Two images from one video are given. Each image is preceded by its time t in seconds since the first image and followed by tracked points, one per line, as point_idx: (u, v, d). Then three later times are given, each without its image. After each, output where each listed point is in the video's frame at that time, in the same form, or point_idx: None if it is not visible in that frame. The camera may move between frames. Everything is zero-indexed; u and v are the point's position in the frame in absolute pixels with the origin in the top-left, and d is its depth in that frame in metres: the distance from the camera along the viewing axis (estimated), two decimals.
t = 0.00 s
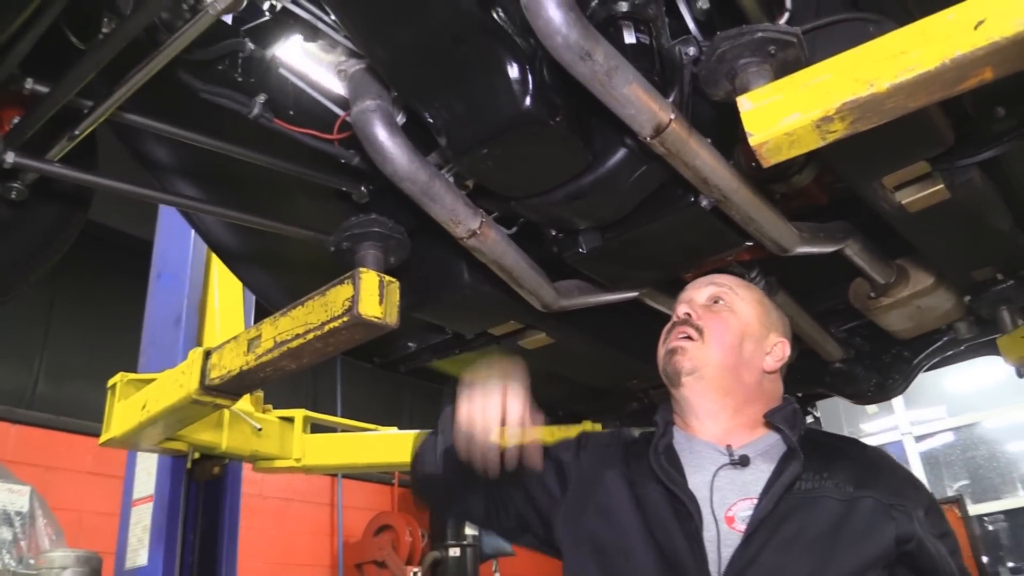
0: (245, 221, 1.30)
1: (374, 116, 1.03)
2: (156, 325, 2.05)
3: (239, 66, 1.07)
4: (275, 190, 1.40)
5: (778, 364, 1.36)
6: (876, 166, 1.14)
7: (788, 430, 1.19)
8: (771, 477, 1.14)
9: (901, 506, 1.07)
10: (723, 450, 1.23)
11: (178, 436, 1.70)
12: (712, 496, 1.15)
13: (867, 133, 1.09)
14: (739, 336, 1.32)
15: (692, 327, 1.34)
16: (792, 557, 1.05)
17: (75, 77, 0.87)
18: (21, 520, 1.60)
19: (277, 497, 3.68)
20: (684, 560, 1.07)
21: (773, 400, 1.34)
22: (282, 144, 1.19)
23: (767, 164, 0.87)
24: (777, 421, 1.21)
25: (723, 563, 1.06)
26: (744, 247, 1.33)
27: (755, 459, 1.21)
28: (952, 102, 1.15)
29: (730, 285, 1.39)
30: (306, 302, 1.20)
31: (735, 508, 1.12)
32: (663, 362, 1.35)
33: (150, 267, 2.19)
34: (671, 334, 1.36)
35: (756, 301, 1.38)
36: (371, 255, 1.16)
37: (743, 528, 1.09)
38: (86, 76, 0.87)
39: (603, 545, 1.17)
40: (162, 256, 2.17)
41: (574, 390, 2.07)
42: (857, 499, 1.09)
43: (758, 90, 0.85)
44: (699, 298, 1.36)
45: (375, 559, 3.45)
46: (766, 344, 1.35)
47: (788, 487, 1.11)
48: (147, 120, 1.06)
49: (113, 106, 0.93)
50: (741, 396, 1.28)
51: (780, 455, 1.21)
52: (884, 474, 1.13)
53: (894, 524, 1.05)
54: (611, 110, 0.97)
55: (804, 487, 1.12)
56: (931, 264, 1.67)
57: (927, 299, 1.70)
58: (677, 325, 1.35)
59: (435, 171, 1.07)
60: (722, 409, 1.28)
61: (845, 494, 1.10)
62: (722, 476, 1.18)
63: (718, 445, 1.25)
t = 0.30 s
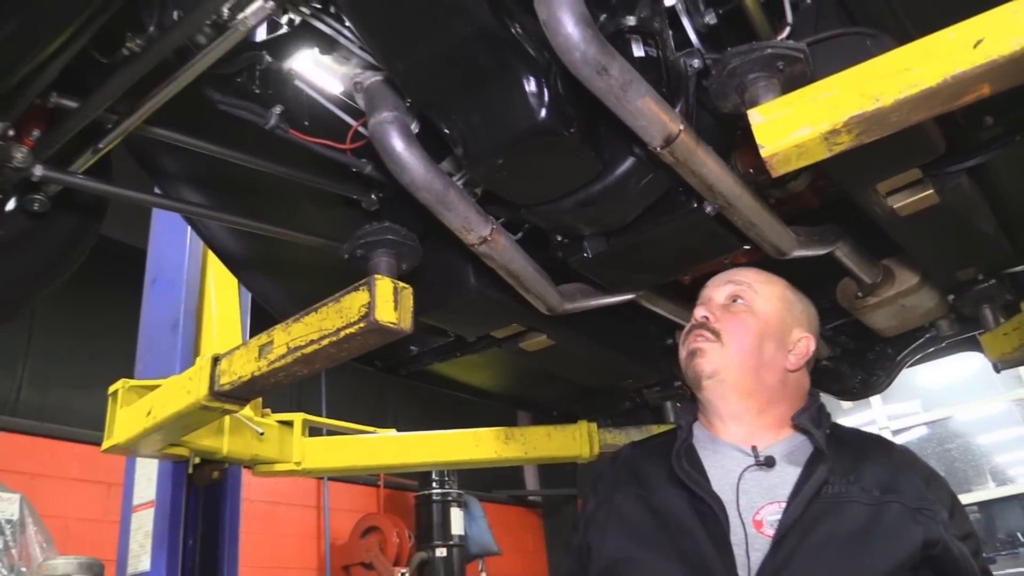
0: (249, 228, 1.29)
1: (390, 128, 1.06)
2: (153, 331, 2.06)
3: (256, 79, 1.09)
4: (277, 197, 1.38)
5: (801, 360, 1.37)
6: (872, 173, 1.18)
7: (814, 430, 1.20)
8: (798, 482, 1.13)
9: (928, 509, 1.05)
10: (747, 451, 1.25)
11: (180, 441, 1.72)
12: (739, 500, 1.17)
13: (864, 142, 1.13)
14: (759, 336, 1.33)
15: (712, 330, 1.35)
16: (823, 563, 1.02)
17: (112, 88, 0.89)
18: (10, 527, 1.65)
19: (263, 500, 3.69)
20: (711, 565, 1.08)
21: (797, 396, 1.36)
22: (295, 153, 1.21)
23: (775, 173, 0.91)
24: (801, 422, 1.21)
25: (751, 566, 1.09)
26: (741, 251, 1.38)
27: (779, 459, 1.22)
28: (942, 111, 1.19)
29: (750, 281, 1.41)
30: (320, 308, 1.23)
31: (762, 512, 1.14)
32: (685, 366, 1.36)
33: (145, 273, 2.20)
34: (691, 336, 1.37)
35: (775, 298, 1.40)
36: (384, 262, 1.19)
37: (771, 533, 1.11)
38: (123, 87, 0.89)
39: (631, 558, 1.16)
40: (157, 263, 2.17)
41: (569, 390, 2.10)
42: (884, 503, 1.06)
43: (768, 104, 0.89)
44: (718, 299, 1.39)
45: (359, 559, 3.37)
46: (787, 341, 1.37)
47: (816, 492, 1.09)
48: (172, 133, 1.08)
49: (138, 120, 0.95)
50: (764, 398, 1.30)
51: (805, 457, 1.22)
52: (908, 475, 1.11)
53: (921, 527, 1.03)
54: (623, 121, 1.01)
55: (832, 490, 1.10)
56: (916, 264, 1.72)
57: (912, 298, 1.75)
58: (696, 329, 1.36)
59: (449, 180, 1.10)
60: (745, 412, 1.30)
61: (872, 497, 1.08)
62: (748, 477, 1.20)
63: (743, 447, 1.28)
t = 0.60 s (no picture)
0: (265, 229, 1.28)
1: (420, 139, 1.09)
2: (166, 329, 2.09)
3: (290, 88, 1.14)
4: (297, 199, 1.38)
5: (811, 366, 1.38)
6: (881, 189, 1.22)
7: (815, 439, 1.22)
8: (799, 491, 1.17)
9: (931, 517, 1.06)
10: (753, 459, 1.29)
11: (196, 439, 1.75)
12: (741, 509, 1.21)
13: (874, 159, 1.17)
14: (769, 344, 1.34)
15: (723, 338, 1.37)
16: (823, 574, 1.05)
17: (156, 101, 0.92)
18: (16, 521, 1.73)
19: (261, 496, 3.72)
20: (711, 567, 1.14)
21: (807, 404, 1.37)
22: (321, 161, 1.24)
23: (794, 190, 0.95)
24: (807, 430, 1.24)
25: None
26: (751, 260, 1.42)
27: (784, 467, 1.25)
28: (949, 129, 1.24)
29: (762, 287, 1.42)
30: (344, 311, 1.26)
31: (764, 521, 1.17)
32: (697, 373, 1.38)
33: (157, 271, 2.23)
34: (703, 343, 1.39)
35: (787, 305, 1.41)
36: (408, 267, 1.23)
37: (772, 542, 1.15)
38: (167, 101, 0.92)
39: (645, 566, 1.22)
40: (169, 261, 2.20)
41: (575, 391, 2.15)
42: (887, 513, 1.08)
43: (789, 124, 0.93)
44: (730, 305, 1.40)
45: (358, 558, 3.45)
46: (799, 348, 1.38)
47: (820, 500, 1.12)
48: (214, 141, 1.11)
49: (175, 134, 0.98)
50: (773, 406, 1.31)
51: (809, 467, 1.23)
52: (916, 481, 1.12)
53: (922, 536, 1.05)
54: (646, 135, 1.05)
55: (834, 499, 1.12)
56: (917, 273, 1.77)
57: (912, 306, 1.79)
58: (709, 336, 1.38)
59: (475, 190, 1.14)
60: (753, 420, 1.32)
61: (875, 506, 1.10)
62: (752, 485, 1.23)
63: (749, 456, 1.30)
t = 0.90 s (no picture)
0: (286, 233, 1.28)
1: (445, 149, 1.12)
2: (178, 326, 2.12)
3: (319, 97, 1.18)
4: (317, 201, 1.39)
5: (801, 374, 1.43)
6: (888, 201, 1.26)
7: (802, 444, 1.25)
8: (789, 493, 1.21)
9: (916, 514, 1.09)
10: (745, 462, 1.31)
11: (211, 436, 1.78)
12: (735, 515, 1.22)
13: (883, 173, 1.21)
14: (770, 345, 1.38)
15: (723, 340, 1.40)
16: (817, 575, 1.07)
17: (194, 114, 0.95)
18: (23, 514, 1.77)
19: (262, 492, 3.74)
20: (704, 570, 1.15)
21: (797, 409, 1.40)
22: (345, 167, 1.26)
23: (809, 205, 0.98)
24: (790, 435, 1.27)
25: None
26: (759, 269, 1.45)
27: (774, 472, 1.27)
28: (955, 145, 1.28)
29: (759, 294, 1.46)
30: (366, 314, 1.29)
31: (757, 526, 1.19)
32: (696, 373, 1.39)
33: (169, 268, 2.26)
34: (703, 346, 1.41)
35: (781, 313, 1.45)
36: (430, 272, 1.26)
37: (766, 547, 1.17)
38: (205, 113, 0.96)
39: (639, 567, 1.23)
40: (181, 259, 2.24)
41: (580, 393, 2.18)
42: (873, 511, 1.11)
43: (806, 142, 0.97)
44: (729, 308, 1.44)
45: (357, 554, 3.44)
46: (792, 354, 1.42)
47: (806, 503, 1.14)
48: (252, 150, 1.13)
49: (211, 143, 1.02)
50: (769, 408, 1.34)
51: (798, 470, 1.26)
52: (901, 479, 1.14)
53: (908, 534, 1.07)
54: (665, 148, 1.09)
55: (823, 501, 1.15)
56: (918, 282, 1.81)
57: (913, 313, 1.83)
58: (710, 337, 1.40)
59: (497, 198, 1.17)
60: (747, 421, 1.34)
61: (862, 506, 1.12)
62: (745, 490, 1.25)
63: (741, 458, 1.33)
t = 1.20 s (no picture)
0: (305, 236, 1.32)
1: (462, 160, 1.14)
2: (187, 321, 2.15)
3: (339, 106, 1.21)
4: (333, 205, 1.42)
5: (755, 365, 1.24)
6: (890, 217, 1.30)
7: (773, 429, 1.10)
8: (759, 478, 1.06)
9: (879, 502, 1.02)
10: (709, 453, 1.11)
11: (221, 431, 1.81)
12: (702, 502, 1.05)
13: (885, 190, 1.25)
14: (716, 335, 1.18)
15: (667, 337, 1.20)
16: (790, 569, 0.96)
17: (224, 123, 1.00)
18: (27, 504, 1.78)
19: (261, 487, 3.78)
20: (682, 568, 0.98)
21: (755, 403, 1.20)
22: (362, 173, 1.29)
23: (814, 221, 1.02)
24: (758, 426, 1.14)
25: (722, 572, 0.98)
26: (760, 278, 1.48)
27: (741, 462, 1.10)
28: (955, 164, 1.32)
29: (697, 288, 1.26)
30: (380, 316, 1.33)
31: (728, 513, 1.03)
32: (644, 376, 1.20)
33: (180, 264, 2.29)
34: (645, 342, 1.22)
35: (726, 301, 1.25)
36: (442, 277, 1.30)
37: (740, 534, 1.01)
38: (234, 123, 1.01)
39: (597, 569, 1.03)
40: (191, 256, 2.27)
41: (581, 394, 2.23)
42: (840, 498, 1.03)
43: (813, 160, 1.00)
44: (667, 307, 1.23)
45: (353, 549, 3.48)
46: (748, 341, 1.23)
47: (776, 489, 1.03)
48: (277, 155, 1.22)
49: (235, 151, 1.07)
50: (725, 399, 1.15)
51: (765, 459, 1.10)
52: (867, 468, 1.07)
53: (876, 523, 1.00)
54: (675, 162, 1.12)
55: (789, 488, 1.04)
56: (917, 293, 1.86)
57: (910, 323, 1.86)
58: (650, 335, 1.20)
59: (511, 207, 1.21)
60: (706, 412, 1.14)
61: (829, 493, 1.03)
62: (712, 480, 1.07)
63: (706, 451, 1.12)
